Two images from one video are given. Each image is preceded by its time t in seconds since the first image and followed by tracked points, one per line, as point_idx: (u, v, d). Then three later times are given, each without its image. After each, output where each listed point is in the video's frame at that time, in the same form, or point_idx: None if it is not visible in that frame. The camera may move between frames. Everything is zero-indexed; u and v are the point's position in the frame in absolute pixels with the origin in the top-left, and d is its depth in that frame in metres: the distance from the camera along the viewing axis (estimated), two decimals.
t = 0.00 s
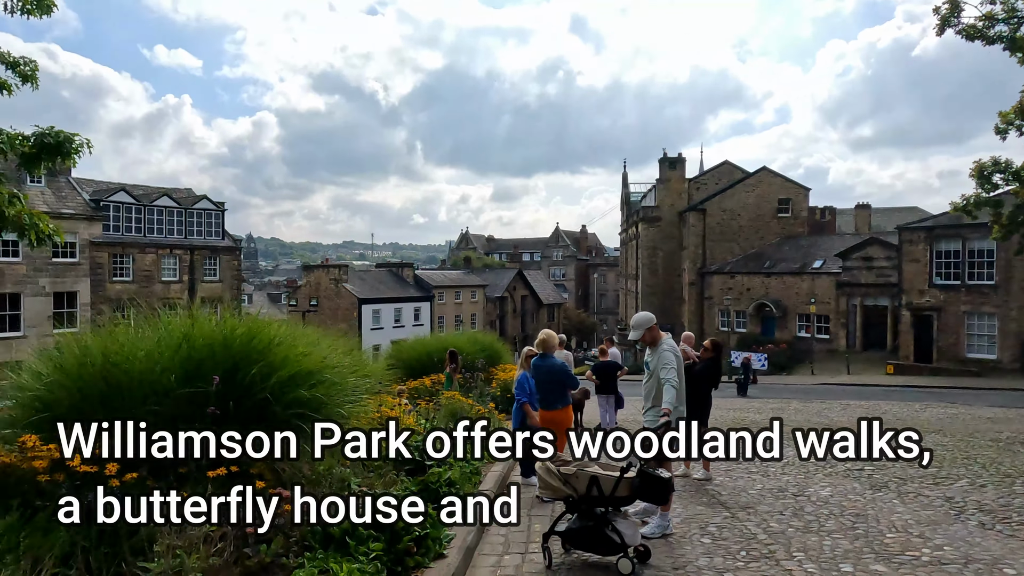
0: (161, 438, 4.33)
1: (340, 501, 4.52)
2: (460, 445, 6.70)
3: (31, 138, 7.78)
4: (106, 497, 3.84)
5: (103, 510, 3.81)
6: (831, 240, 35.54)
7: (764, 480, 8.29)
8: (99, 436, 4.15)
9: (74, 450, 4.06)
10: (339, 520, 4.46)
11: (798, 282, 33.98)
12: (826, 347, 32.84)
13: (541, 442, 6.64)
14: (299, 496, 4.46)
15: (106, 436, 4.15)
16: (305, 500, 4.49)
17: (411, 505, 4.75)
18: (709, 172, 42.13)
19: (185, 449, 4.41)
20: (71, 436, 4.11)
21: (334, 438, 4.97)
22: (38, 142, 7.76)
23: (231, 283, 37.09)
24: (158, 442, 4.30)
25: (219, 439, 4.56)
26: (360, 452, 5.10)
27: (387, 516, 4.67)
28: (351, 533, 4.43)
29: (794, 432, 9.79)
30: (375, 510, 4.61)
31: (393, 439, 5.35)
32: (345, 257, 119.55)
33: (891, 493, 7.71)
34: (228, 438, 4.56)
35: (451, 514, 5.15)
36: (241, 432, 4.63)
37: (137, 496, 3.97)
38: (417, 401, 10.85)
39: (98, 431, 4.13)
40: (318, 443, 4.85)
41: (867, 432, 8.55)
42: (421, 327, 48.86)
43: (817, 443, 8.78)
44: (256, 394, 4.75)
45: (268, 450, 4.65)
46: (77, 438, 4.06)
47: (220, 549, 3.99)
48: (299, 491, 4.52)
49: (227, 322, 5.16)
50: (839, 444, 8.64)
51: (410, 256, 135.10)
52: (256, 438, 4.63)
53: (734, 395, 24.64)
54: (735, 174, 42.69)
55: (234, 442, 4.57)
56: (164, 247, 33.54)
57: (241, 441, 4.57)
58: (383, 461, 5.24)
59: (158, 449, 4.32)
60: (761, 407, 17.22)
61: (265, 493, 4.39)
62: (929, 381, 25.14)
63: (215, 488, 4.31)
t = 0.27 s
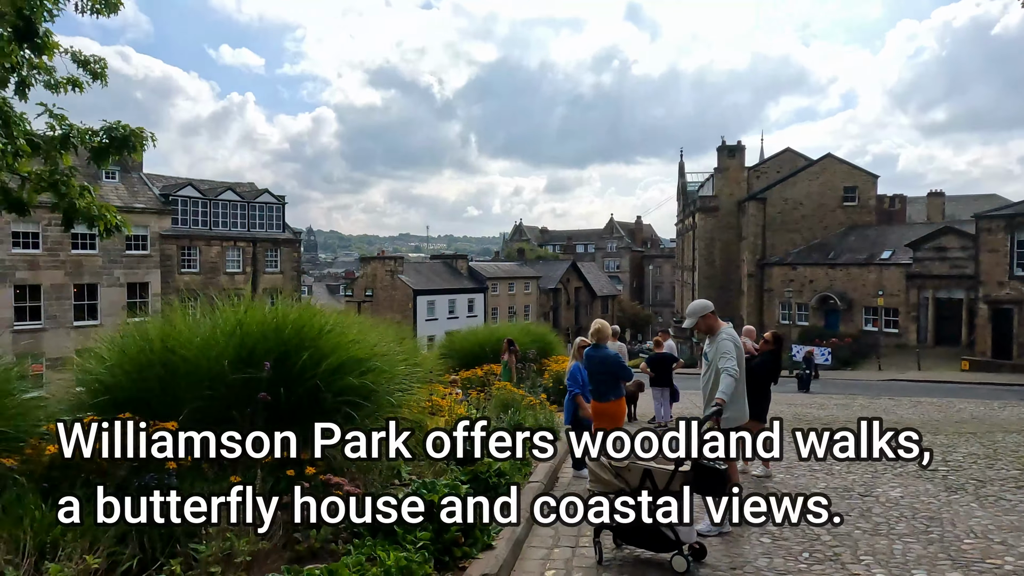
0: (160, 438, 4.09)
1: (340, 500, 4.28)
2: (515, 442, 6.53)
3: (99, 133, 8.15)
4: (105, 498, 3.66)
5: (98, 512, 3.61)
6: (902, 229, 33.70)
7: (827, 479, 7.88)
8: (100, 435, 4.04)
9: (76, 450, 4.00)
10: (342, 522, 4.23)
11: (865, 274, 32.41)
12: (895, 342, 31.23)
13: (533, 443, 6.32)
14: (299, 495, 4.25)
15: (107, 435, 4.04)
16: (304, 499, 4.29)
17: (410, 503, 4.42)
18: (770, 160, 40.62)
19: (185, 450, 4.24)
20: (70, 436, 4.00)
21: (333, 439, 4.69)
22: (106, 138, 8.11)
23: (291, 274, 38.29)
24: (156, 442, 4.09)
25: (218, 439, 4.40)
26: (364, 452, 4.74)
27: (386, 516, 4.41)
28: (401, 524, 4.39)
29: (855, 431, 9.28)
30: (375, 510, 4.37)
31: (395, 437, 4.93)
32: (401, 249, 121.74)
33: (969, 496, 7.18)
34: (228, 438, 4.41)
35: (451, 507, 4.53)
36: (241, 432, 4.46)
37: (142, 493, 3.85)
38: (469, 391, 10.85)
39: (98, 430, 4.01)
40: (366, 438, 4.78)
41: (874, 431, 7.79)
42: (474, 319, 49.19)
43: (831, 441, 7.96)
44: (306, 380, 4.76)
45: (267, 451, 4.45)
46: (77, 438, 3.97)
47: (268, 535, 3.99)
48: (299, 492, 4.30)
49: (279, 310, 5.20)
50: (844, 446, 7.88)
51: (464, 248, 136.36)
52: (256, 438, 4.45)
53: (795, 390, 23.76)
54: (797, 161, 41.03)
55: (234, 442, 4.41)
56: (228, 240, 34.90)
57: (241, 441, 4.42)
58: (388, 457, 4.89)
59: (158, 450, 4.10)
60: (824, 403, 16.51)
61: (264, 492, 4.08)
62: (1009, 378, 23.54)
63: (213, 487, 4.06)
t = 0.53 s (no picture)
0: (160, 439, 3.83)
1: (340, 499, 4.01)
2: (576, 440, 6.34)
3: (167, 128, 8.49)
4: (104, 497, 3.40)
5: (97, 511, 3.35)
6: (987, 217, 31.45)
7: (901, 482, 7.38)
8: (100, 435, 3.77)
9: (76, 451, 3.72)
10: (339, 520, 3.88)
11: (945, 265, 30.47)
12: (978, 338, 29.29)
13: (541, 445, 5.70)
14: (298, 492, 3.90)
15: (107, 436, 3.76)
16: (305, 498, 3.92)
17: (412, 503, 4.25)
18: (841, 146, 38.67)
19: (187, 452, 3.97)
20: (71, 436, 3.73)
21: (334, 439, 4.51)
22: (172, 133, 8.44)
23: (352, 265, 39.25)
24: (156, 443, 3.83)
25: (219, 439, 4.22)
26: (365, 453, 4.50)
27: (387, 516, 4.25)
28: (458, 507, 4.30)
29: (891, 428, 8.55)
30: (374, 509, 4.17)
31: (397, 438, 4.67)
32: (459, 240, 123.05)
33: None
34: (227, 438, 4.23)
35: (454, 506, 4.28)
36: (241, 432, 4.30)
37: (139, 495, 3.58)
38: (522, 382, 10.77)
39: (98, 431, 3.73)
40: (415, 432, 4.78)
41: (872, 429, 6.91)
42: (533, 310, 49.17)
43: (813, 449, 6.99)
44: (358, 370, 4.77)
45: (267, 452, 4.25)
46: (77, 439, 3.70)
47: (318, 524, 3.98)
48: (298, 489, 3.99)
49: (331, 300, 5.23)
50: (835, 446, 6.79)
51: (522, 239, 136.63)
52: (256, 437, 4.29)
53: (866, 387, 22.65)
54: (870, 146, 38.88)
55: (233, 442, 4.24)
56: (292, 232, 36.07)
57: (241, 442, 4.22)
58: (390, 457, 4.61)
59: (158, 450, 3.85)
60: (898, 401, 15.60)
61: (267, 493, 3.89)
62: None
63: (217, 484, 3.84)
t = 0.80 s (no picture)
0: (160, 437, 3.74)
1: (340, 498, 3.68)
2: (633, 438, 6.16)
3: (231, 123, 8.85)
4: (105, 496, 3.28)
5: (97, 511, 3.22)
6: None
7: (986, 489, 6.83)
8: (100, 434, 3.51)
9: (74, 450, 3.41)
10: (336, 520, 3.63)
11: None
12: None
13: (542, 445, 5.24)
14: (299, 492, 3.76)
15: (107, 436, 3.53)
16: (304, 497, 3.70)
17: (413, 503, 4.04)
18: (920, 131, 36.39)
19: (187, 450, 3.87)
20: (71, 436, 3.38)
21: (335, 439, 4.34)
22: (237, 128, 8.81)
23: (412, 257, 39.88)
24: (156, 442, 3.74)
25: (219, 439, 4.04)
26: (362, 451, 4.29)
27: (386, 516, 4.03)
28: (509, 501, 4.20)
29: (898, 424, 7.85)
30: (373, 509, 3.92)
31: (397, 437, 4.48)
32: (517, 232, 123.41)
33: None
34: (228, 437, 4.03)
35: (454, 505, 4.14)
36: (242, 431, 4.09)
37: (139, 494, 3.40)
38: (577, 376, 10.62)
39: (97, 430, 3.49)
40: (439, 430, 4.57)
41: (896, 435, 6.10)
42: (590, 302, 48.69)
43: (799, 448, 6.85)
44: (409, 361, 4.75)
45: (267, 452, 4.08)
46: (78, 438, 3.38)
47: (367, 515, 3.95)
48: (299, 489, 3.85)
49: (383, 292, 5.23)
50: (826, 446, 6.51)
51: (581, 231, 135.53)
52: (255, 436, 4.08)
53: (947, 387, 21.29)
54: (954, 131, 36.42)
55: (234, 442, 4.04)
56: (354, 225, 36.95)
57: (242, 441, 4.05)
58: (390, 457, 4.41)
59: (158, 450, 3.77)
60: (982, 403, 14.58)
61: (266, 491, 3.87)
62: None
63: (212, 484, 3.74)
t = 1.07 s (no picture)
0: (160, 437, 3.50)
1: (339, 498, 3.63)
2: (688, 435, 5.96)
3: (289, 117, 9.09)
4: (104, 496, 3.19)
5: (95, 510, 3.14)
6: None
7: None
8: (100, 434, 3.40)
9: (75, 450, 3.31)
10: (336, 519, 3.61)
11: None
12: None
13: (544, 444, 4.75)
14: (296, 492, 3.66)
15: (107, 435, 3.39)
16: (304, 498, 3.70)
17: (412, 502, 3.72)
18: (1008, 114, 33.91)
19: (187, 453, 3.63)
20: (70, 435, 3.31)
21: (335, 439, 4.20)
22: (295, 121, 9.07)
23: (468, 249, 40.19)
24: (156, 442, 3.49)
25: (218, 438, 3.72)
26: (365, 452, 4.17)
27: (386, 517, 3.61)
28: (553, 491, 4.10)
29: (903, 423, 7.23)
30: (373, 510, 3.56)
31: (397, 438, 4.26)
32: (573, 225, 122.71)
33: None
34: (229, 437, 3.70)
35: (453, 505, 3.99)
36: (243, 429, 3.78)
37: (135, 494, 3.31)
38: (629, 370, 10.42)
39: (98, 430, 3.36)
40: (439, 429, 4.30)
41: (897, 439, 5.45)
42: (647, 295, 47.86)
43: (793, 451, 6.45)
44: (457, 351, 4.73)
45: (267, 451, 3.88)
46: (77, 438, 3.30)
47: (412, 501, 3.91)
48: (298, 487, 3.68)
49: (432, 282, 5.23)
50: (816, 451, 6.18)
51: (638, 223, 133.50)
52: (255, 437, 3.87)
53: None
54: None
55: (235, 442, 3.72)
56: (412, 217, 37.52)
57: (242, 441, 3.75)
58: (390, 458, 4.19)
59: (158, 450, 3.50)
60: None
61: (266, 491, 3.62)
62: None
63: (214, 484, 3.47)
